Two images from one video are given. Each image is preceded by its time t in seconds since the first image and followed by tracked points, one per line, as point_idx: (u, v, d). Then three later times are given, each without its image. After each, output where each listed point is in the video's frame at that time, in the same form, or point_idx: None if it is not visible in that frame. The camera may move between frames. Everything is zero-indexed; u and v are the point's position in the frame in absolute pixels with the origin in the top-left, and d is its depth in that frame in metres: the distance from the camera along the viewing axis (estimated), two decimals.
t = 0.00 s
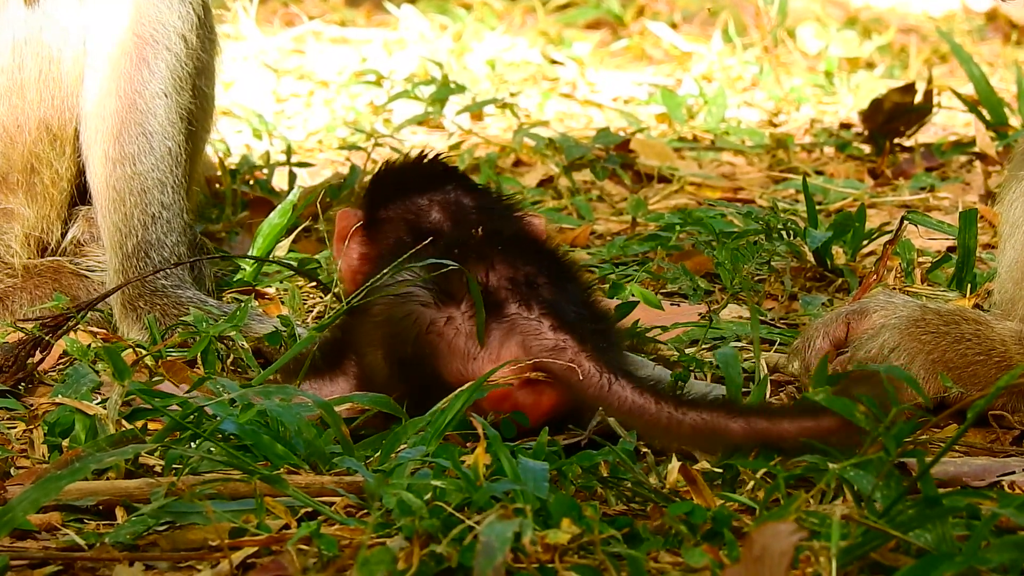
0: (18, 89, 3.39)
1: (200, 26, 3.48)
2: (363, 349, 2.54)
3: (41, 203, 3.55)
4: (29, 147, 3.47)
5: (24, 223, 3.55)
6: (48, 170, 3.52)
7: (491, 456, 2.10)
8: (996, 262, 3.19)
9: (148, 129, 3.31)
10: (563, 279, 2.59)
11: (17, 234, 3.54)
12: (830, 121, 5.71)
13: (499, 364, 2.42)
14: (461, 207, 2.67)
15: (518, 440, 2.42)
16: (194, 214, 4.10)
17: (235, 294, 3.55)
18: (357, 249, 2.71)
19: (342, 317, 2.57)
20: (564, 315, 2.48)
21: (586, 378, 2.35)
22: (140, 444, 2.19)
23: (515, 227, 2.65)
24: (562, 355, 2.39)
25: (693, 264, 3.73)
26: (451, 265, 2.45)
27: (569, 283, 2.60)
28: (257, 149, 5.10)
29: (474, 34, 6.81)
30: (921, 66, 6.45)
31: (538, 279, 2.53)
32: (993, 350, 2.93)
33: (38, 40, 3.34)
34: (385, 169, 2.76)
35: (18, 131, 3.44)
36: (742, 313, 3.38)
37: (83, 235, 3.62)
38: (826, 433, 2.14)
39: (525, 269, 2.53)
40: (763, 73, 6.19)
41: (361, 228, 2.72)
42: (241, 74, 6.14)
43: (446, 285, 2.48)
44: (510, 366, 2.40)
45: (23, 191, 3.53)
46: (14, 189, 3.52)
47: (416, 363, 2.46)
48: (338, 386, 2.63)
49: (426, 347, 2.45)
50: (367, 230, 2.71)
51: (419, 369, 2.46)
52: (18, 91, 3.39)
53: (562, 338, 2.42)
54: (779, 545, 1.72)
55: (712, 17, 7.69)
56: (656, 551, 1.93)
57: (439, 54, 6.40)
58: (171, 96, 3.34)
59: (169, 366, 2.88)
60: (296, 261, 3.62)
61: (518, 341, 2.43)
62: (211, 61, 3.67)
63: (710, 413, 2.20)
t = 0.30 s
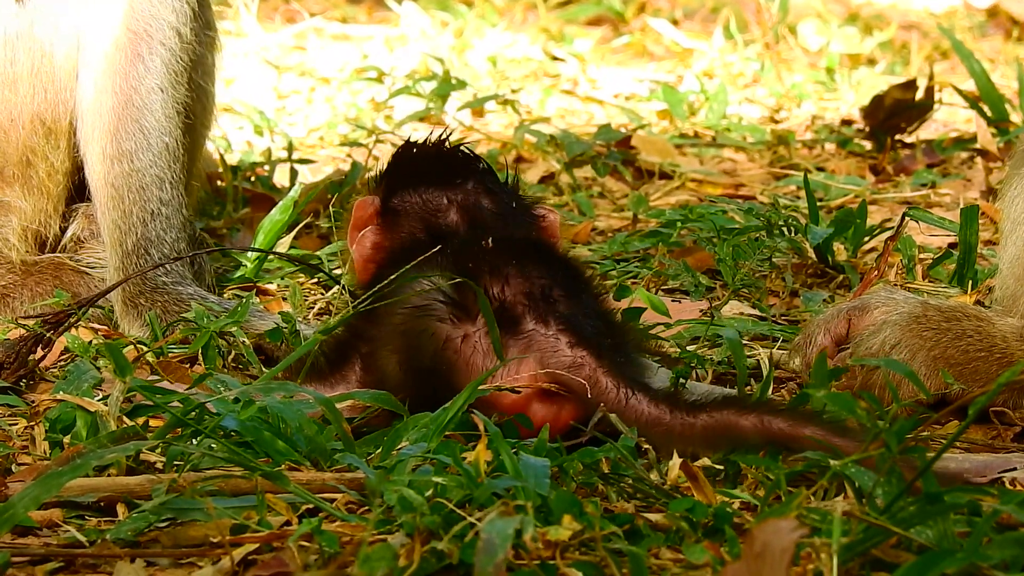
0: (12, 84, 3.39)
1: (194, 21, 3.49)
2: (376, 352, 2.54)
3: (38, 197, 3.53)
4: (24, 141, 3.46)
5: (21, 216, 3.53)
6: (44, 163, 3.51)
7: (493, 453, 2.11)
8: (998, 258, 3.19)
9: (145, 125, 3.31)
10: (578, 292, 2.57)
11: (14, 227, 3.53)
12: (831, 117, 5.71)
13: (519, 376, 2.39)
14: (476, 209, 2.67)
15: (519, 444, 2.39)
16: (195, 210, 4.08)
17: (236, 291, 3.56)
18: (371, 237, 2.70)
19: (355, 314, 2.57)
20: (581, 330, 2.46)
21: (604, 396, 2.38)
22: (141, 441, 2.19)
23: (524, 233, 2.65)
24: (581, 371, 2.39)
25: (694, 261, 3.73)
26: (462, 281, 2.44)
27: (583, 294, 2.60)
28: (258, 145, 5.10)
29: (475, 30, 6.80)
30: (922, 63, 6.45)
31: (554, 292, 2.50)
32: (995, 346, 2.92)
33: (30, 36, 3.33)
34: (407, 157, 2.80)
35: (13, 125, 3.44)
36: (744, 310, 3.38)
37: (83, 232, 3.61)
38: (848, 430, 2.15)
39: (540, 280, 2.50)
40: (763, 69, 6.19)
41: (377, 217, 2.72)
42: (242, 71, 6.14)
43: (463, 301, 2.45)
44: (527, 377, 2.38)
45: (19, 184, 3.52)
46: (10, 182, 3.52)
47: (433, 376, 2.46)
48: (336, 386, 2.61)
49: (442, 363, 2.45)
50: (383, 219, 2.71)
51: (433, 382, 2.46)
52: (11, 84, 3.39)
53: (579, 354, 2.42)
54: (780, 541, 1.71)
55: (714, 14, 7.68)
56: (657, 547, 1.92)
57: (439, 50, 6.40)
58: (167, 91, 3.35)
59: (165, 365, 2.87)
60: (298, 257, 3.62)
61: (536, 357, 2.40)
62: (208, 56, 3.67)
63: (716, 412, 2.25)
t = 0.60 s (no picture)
0: (7, 85, 3.37)
1: (188, 20, 3.50)
2: (380, 350, 2.53)
3: (33, 196, 3.53)
4: (19, 140, 3.45)
5: (17, 214, 3.53)
6: (38, 163, 3.50)
7: (495, 451, 2.12)
8: (1000, 255, 3.19)
9: (144, 124, 3.31)
10: (584, 294, 2.59)
11: (10, 226, 3.53)
12: (833, 114, 5.70)
13: (526, 375, 2.39)
14: (471, 214, 2.67)
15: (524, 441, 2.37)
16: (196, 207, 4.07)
17: (238, 288, 3.56)
18: (368, 242, 2.71)
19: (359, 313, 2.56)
20: (588, 329, 2.47)
21: (611, 400, 2.37)
22: (143, 439, 2.19)
23: (525, 235, 2.68)
24: (589, 374, 2.39)
25: (697, 258, 3.75)
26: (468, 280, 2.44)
27: (588, 296, 2.61)
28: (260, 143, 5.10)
29: (476, 28, 6.80)
30: (924, 60, 6.44)
31: (561, 292, 2.52)
32: (997, 343, 2.92)
33: (26, 36, 3.33)
34: (399, 159, 2.79)
35: (8, 126, 3.43)
36: (746, 308, 3.39)
37: (83, 230, 3.61)
38: (842, 426, 2.16)
39: (546, 280, 2.52)
40: (766, 66, 6.18)
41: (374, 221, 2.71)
42: (244, 69, 6.14)
43: (471, 297, 2.46)
44: (534, 375, 2.39)
45: (14, 183, 3.51)
46: (5, 181, 3.51)
47: (438, 373, 2.45)
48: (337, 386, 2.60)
49: (448, 359, 2.45)
50: (379, 223, 2.71)
51: (438, 379, 2.45)
52: (6, 86, 3.37)
53: (588, 355, 2.42)
54: (782, 539, 1.71)
55: (716, 11, 7.67)
56: (659, 545, 1.93)
57: (441, 48, 6.40)
58: (164, 90, 3.35)
59: (166, 363, 2.87)
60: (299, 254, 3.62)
61: (544, 355, 2.41)
62: (202, 55, 3.68)
63: (715, 418, 2.27)
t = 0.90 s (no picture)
0: (17, 85, 3.38)
1: (197, 21, 3.50)
2: (382, 344, 2.54)
3: (39, 198, 3.54)
4: (27, 143, 3.46)
5: (23, 217, 3.53)
6: (46, 165, 3.52)
7: (496, 447, 2.12)
8: (1000, 253, 3.19)
9: (150, 122, 3.31)
10: (585, 289, 2.59)
11: (17, 228, 3.52)
12: (834, 112, 5.70)
13: (525, 367, 2.39)
14: (468, 216, 2.67)
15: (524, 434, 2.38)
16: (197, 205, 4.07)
17: (239, 286, 3.56)
18: (365, 245, 2.72)
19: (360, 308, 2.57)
20: (589, 322, 2.47)
21: (609, 396, 2.37)
22: (145, 436, 2.19)
23: (525, 233, 2.67)
24: (588, 368, 2.39)
25: (698, 255, 3.74)
26: (468, 274, 2.43)
27: (589, 291, 2.61)
28: (261, 140, 5.10)
29: (477, 25, 6.79)
30: (925, 57, 6.44)
31: (562, 286, 2.52)
32: (998, 341, 2.92)
33: (38, 37, 3.33)
34: (397, 162, 2.75)
35: (16, 128, 3.43)
36: (747, 305, 3.39)
37: (86, 228, 3.60)
38: (831, 417, 2.16)
39: (547, 276, 2.52)
40: (767, 64, 6.18)
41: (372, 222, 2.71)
42: (244, 66, 6.13)
43: (471, 289, 2.45)
44: (533, 369, 2.38)
45: (21, 185, 3.52)
46: (12, 184, 3.51)
47: (440, 365, 2.45)
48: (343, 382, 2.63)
49: (450, 351, 2.45)
50: (376, 224, 2.71)
51: (440, 372, 2.45)
52: (17, 88, 3.38)
53: (588, 349, 2.41)
54: (784, 536, 1.71)
55: (717, 8, 7.67)
56: (661, 542, 1.93)
57: (442, 45, 6.40)
58: (171, 90, 3.35)
59: (167, 360, 2.87)
60: (300, 252, 3.62)
61: (544, 347, 2.40)
62: (211, 54, 3.68)
63: (708, 422, 2.27)
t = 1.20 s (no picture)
0: (22, 85, 3.39)
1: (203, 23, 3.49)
2: (383, 344, 2.53)
3: (44, 198, 3.54)
4: (33, 143, 3.47)
5: (27, 218, 3.53)
6: (52, 166, 3.52)
7: (498, 447, 2.11)
8: (1003, 251, 3.19)
9: (156, 121, 3.31)
10: (588, 290, 2.59)
11: (21, 229, 3.53)
12: (836, 111, 5.70)
13: (528, 368, 2.39)
14: (467, 215, 2.67)
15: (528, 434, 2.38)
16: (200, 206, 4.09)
17: (241, 285, 3.56)
18: (366, 243, 2.72)
19: (361, 308, 2.57)
20: (592, 324, 2.47)
21: (612, 397, 2.37)
22: (147, 435, 2.19)
23: (527, 233, 2.67)
24: (591, 369, 2.39)
25: (700, 254, 3.74)
26: (471, 275, 2.44)
27: (592, 292, 2.61)
28: (263, 140, 5.10)
29: (479, 24, 6.79)
30: (927, 56, 6.43)
31: (565, 288, 2.52)
32: (1000, 340, 2.92)
33: (44, 38, 3.35)
34: (397, 159, 2.79)
35: (21, 128, 3.44)
36: (749, 305, 3.38)
37: (89, 227, 3.60)
38: (831, 418, 2.17)
39: (550, 277, 2.52)
40: (769, 63, 6.18)
41: (372, 221, 2.72)
42: (247, 66, 6.14)
43: (475, 290, 2.46)
44: (536, 369, 2.38)
45: (26, 186, 3.52)
46: (17, 184, 3.52)
47: (442, 366, 2.45)
48: (343, 383, 2.62)
49: (452, 352, 2.45)
50: (377, 223, 2.72)
51: (442, 373, 2.45)
52: (22, 88, 3.39)
53: (591, 350, 2.41)
54: (786, 535, 1.71)
55: (719, 7, 7.67)
56: (663, 541, 1.93)
57: (444, 45, 6.41)
58: (178, 90, 3.35)
59: (170, 359, 2.87)
60: (302, 251, 3.62)
61: (547, 348, 2.40)
62: (217, 56, 3.68)
63: (710, 423, 2.28)
